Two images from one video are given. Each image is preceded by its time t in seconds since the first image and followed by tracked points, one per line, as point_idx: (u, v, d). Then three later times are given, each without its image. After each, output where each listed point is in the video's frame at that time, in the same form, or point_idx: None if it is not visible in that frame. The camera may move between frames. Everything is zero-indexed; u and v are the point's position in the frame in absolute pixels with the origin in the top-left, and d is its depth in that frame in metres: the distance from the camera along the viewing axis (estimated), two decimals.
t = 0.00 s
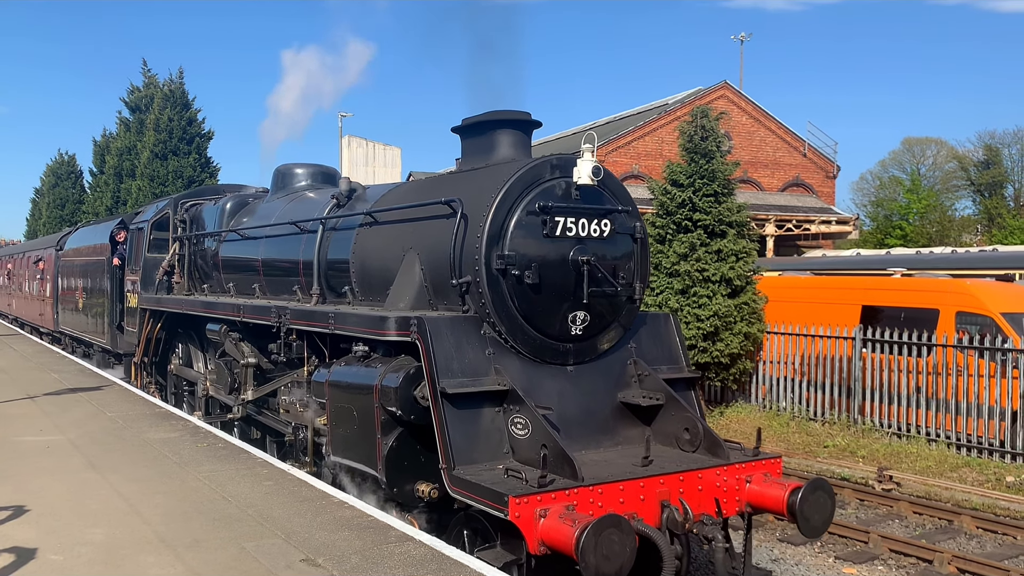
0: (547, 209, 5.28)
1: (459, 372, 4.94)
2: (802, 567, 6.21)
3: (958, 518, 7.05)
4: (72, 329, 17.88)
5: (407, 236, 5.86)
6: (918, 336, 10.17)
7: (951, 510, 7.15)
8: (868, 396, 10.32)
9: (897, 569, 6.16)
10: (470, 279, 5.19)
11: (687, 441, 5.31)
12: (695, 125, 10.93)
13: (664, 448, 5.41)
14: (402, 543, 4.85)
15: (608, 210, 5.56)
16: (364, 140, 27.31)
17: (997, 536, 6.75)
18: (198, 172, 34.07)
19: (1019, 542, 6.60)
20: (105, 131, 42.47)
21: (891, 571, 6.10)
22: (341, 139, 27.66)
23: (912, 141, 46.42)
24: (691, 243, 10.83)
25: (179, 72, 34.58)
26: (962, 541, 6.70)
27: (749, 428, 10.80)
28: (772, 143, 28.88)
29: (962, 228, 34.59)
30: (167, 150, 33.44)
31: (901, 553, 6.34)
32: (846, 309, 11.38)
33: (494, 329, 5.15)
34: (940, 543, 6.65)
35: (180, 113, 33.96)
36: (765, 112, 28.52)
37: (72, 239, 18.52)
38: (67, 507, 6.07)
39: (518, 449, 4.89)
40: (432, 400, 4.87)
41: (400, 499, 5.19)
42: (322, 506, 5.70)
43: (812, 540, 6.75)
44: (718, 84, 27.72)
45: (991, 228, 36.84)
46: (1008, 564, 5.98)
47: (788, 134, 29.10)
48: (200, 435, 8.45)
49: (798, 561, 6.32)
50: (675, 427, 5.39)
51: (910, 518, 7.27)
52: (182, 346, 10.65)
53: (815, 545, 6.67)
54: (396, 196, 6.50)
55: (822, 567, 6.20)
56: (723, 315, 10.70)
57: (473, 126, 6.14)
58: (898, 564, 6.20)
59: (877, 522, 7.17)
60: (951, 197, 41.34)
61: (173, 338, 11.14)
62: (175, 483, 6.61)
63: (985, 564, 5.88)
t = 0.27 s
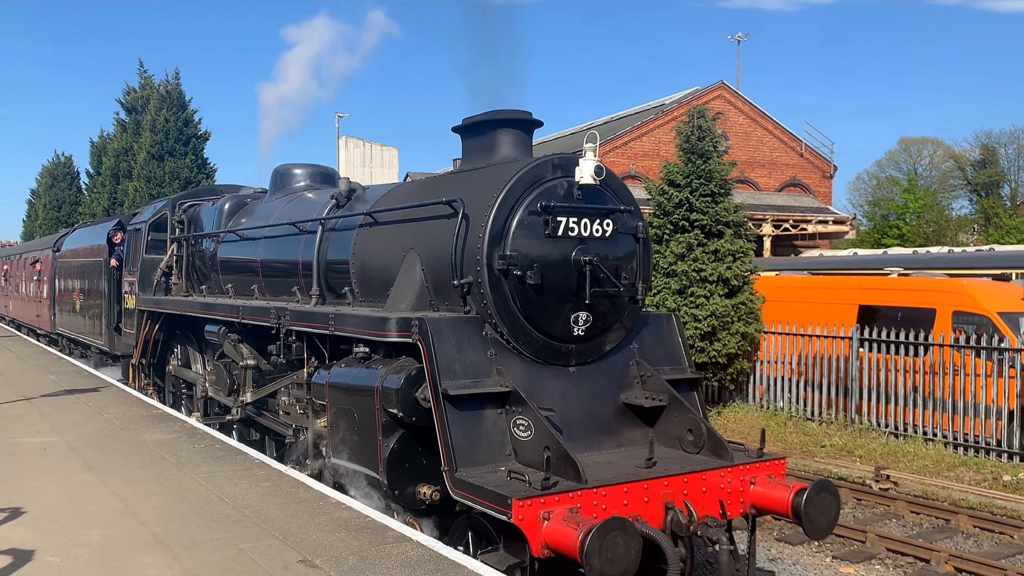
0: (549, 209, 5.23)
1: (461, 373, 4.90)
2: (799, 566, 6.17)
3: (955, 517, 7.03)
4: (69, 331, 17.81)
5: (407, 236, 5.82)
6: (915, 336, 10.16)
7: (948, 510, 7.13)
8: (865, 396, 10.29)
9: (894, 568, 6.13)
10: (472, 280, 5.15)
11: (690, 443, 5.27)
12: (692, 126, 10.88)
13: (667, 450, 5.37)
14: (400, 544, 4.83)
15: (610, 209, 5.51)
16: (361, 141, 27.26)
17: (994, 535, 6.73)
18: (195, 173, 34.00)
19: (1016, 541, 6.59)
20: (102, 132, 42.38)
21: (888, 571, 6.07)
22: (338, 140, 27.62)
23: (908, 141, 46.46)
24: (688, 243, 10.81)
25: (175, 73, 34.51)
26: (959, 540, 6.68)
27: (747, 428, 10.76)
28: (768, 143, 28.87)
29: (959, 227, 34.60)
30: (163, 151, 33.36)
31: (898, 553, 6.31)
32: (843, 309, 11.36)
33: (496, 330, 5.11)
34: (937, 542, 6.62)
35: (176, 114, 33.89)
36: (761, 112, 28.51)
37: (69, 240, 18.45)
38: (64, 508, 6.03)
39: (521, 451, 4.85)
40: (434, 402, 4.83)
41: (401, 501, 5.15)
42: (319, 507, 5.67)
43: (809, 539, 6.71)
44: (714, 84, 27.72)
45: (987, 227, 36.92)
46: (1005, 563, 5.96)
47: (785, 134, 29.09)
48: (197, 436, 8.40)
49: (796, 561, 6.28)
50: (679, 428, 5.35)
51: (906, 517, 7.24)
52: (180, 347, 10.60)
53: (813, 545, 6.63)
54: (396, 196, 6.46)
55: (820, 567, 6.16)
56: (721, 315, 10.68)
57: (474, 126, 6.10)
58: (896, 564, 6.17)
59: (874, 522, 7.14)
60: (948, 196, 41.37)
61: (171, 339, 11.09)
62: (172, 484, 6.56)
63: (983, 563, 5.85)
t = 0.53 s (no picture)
0: (552, 208, 5.19)
1: (464, 374, 4.85)
2: (797, 565, 6.14)
3: (953, 515, 7.00)
4: (66, 332, 17.73)
5: (408, 236, 5.78)
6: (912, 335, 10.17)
7: (945, 508, 7.10)
8: (862, 394, 10.26)
9: (892, 567, 6.11)
10: (474, 280, 5.10)
11: (695, 444, 5.22)
12: (689, 125, 10.82)
13: (672, 450, 5.33)
14: (397, 544, 4.81)
15: (614, 208, 5.46)
16: (358, 141, 27.20)
17: (992, 533, 6.71)
18: (192, 173, 33.91)
19: (1014, 539, 6.57)
20: (99, 133, 42.28)
21: (886, 569, 6.05)
22: (335, 140, 27.56)
23: (905, 141, 46.49)
24: (685, 242, 10.77)
25: (172, 73, 34.43)
26: (956, 539, 6.65)
27: (745, 427, 10.73)
28: (765, 143, 28.86)
29: (955, 227, 34.61)
30: (160, 152, 33.28)
31: (896, 551, 6.29)
32: (840, 308, 11.34)
33: (499, 331, 5.07)
34: (934, 541, 6.59)
35: (173, 115, 33.81)
36: (758, 112, 28.50)
37: (66, 241, 18.38)
38: (62, 509, 5.97)
39: (525, 453, 4.81)
40: (436, 403, 4.79)
41: (404, 503, 5.11)
42: (317, 507, 5.63)
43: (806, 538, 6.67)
44: (712, 84, 27.70)
45: (985, 226, 36.97)
46: (1002, 562, 5.94)
47: (782, 134, 29.08)
48: (195, 437, 8.34)
49: (793, 559, 6.25)
50: (683, 429, 5.30)
51: (904, 516, 7.21)
52: (179, 348, 10.54)
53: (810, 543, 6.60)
54: (396, 196, 6.42)
55: (817, 566, 6.12)
56: (718, 314, 10.65)
57: (476, 124, 6.05)
58: (894, 562, 6.15)
59: (872, 521, 7.11)
60: (945, 195, 41.40)
61: (170, 340, 11.03)
62: (170, 485, 6.52)
63: (980, 562, 5.83)
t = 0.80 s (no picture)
0: (556, 207, 5.14)
1: (467, 374, 4.80)
2: (794, 563, 6.11)
3: (948, 513, 6.98)
4: (63, 331, 17.65)
5: (410, 234, 5.72)
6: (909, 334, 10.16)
7: (941, 506, 7.07)
8: (858, 393, 10.24)
9: (888, 565, 6.09)
10: (478, 279, 5.05)
11: (700, 444, 5.17)
12: (685, 124, 10.77)
13: (676, 451, 5.28)
14: (394, 542, 4.79)
15: (618, 206, 5.40)
16: (355, 140, 27.13)
17: (988, 531, 6.68)
18: (189, 172, 33.80)
19: (1010, 537, 6.56)
20: (95, 133, 42.13)
21: (883, 567, 6.04)
22: (332, 139, 27.48)
23: (902, 140, 46.47)
24: (682, 242, 10.72)
25: (168, 73, 34.34)
26: (953, 537, 6.62)
27: (743, 425, 10.70)
28: (762, 142, 28.84)
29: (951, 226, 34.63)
30: (157, 151, 33.17)
31: (892, 549, 6.27)
32: (835, 306, 11.31)
33: (502, 330, 5.02)
34: (931, 539, 6.55)
35: (170, 114, 33.69)
36: (755, 111, 28.47)
37: (63, 240, 18.30)
38: (58, 508, 5.92)
39: (529, 454, 4.76)
40: (439, 404, 4.73)
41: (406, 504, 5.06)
42: (314, 506, 5.58)
43: (803, 536, 6.65)
44: (708, 83, 27.67)
45: (981, 225, 36.99)
46: (998, 560, 5.92)
47: (779, 132, 29.06)
48: (191, 436, 8.28)
49: (790, 558, 6.23)
50: (688, 429, 5.26)
51: (901, 514, 7.18)
52: (177, 348, 10.48)
53: (807, 541, 6.57)
54: (398, 194, 6.37)
55: (814, 564, 6.10)
56: (715, 313, 10.62)
57: (478, 122, 6.00)
58: (890, 560, 6.13)
59: (869, 518, 7.08)
60: (941, 194, 41.42)
61: (168, 340, 10.96)
62: (167, 484, 6.46)
63: (975, 560, 5.82)
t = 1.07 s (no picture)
0: (560, 204, 5.07)
1: (470, 373, 4.75)
2: (789, 561, 6.13)
3: (943, 510, 6.95)
4: (58, 329, 17.56)
5: (412, 232, 5.66)
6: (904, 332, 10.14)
7: (936, 503, 7.04)
8: (854, 390, 10.22)
9: (883, 562, 6.08)
10: (481, 277, 4.99)
11: (706, 444, 5.12)
12: (681, 122, 10.73)
13: (681, 451, 5.22)
14: (390, 540, 4.78)
15: (622, 203, 5.34)
16: (350, 138, 27.03)
17: (983, 528, 6.65)
18: (185, 170, 33.67)
19: (1004, 534, 6.53)
20: (90, 131, 41.96)
21: (878, 564, 6.04)
22: (328, 137, 27.37)
23: (898, 138, 46.48)
24: (678, 239, 10.68)
25: (163, 70, 34.19)
26: (947, 534, 6.60)
27: (740, 422, 10.68)
28: (758, 140, 28.81)
29: (946, 224, 34.65)
30: (152, 148, 33.00)
31: (888, 546, 6.28)
32: (831, 304, 11.31)
33: (505, 329, 4.97)
34: (926, 536, 6.54)
35: (165, 111, 33.53)
36: (751, 109, 28.43)
37: (58, 237, 18.20)
38: (53, 506, 5.87)
39: (533, 454, 4.70)
40: (442, 403, 4.67)
41: (408, 505, 5.00)
42: (309, 504, 5.55)
43: (800, 534, 6.66)
44: (705, 81, 27.60)
45: (976, 222, 37.01)
46: (992, 556, 5.92)
47: (774, 130, 29.03)
48: (187, 434, 8.20)
49: (786, 555, 6.24)
50: (693, 429, 5.21)
51: (896, 511, 7.16)
52: (174, 346, 10.40)
53: (803, 539, 6.58)
54: (399, 191, 6.31)
55: (809, 561, 6.12)
56: (711, 311, 10.57)
57: (480, 118, 5.93)
58: (885, 557, 6.13)
59: (863, 517, 7.10)
60: (936, 192, 41.45)
61: (165, 338, 10.88)
62: (163, 482, 6.41)
63: (969, 556, 5.80)
